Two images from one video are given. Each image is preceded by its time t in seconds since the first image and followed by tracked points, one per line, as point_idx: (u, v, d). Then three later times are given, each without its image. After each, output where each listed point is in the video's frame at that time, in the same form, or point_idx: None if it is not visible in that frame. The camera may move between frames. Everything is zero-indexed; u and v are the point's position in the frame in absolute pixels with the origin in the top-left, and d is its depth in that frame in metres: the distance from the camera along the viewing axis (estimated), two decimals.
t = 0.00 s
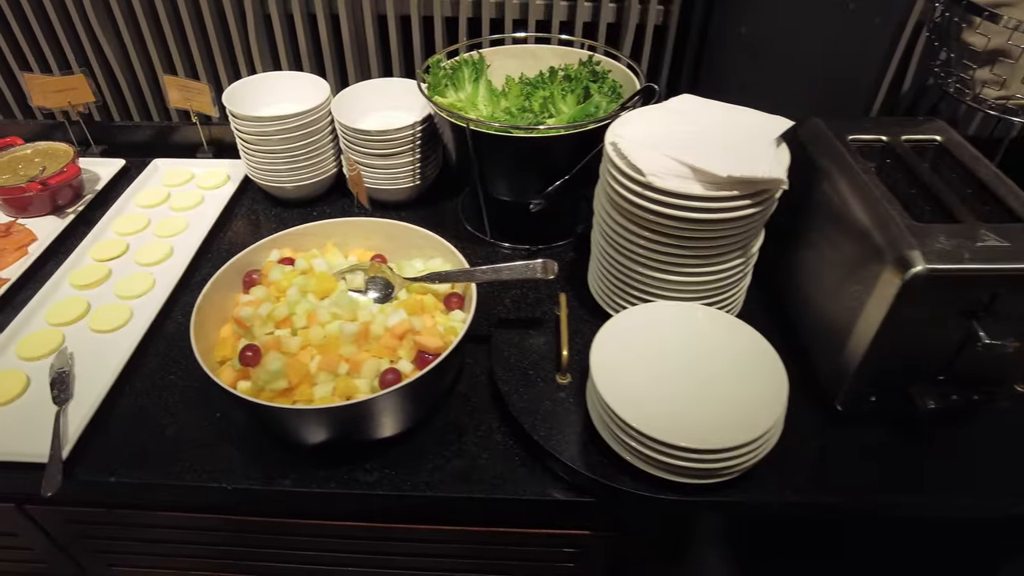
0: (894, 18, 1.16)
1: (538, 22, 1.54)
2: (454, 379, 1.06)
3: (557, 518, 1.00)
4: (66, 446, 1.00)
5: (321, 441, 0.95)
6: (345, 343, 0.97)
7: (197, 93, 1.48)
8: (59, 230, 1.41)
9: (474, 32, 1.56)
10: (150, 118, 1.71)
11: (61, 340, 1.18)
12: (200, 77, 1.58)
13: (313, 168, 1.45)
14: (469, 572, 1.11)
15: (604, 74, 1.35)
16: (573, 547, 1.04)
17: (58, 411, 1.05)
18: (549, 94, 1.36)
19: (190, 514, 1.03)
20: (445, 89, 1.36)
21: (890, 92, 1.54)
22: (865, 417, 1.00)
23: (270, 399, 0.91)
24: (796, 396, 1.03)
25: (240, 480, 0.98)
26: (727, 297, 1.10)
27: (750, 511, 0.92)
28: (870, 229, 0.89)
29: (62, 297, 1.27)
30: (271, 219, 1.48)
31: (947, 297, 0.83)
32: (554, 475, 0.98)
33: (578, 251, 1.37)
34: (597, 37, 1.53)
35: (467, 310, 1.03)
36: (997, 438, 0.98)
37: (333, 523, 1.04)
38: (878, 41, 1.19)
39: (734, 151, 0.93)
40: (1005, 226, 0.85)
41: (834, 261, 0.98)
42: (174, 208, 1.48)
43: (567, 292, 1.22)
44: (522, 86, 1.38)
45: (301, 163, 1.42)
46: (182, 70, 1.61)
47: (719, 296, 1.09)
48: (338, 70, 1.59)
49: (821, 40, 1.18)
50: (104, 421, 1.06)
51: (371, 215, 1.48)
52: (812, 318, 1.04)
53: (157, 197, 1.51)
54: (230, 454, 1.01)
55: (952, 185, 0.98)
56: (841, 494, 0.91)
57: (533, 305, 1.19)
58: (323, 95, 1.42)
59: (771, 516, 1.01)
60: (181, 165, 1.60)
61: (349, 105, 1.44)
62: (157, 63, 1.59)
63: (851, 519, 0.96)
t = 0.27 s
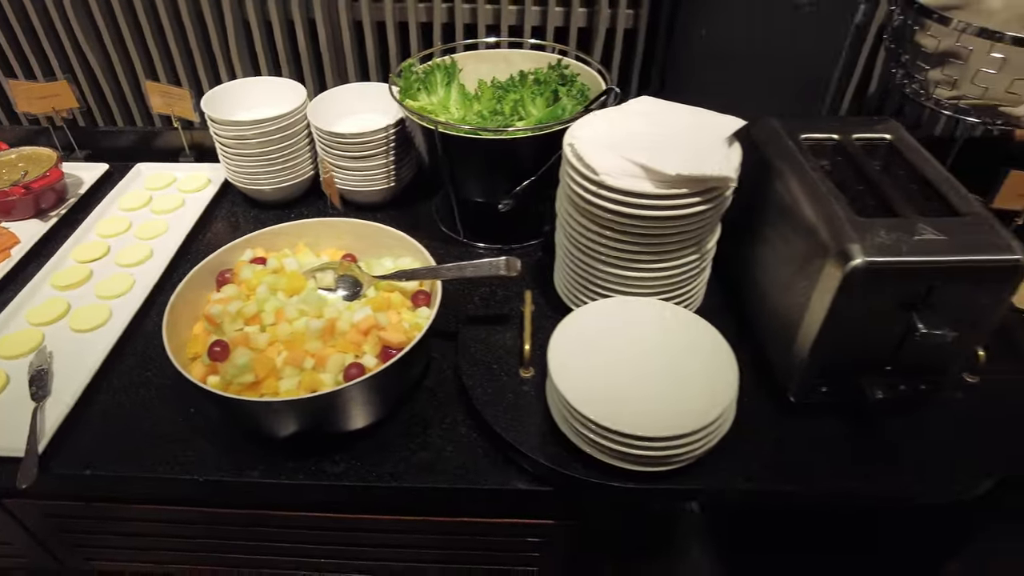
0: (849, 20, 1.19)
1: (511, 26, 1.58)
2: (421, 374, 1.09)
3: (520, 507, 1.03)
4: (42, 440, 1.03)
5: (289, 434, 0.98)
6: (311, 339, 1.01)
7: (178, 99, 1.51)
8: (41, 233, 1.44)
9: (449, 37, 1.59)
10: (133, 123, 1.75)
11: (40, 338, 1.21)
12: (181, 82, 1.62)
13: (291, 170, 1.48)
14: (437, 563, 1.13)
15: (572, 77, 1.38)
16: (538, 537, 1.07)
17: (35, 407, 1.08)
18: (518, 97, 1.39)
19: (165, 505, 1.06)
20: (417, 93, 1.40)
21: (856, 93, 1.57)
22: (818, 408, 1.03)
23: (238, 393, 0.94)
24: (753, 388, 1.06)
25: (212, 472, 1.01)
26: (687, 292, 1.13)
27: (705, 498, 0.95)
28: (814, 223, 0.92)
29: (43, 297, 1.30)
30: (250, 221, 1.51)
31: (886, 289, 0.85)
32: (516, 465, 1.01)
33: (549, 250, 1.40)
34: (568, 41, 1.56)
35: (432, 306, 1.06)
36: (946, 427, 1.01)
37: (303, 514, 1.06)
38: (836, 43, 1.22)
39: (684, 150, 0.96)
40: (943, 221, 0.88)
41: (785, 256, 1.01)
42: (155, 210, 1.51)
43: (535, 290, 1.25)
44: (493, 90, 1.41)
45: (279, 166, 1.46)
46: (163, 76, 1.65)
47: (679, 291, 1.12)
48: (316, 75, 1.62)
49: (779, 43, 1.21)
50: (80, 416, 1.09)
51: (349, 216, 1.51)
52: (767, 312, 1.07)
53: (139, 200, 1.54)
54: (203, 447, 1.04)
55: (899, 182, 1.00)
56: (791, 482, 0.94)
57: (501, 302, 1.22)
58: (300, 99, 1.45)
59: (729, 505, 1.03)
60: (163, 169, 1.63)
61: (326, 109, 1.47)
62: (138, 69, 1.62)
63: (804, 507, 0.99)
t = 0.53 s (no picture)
0: (789, 24, 1.22)
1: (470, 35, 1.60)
2: (376, 379, 1.11)
3: (474, 508, 1.04)
4: None
5: (243, 441, 1.00)
6: (263, 347, 1.03)
7: (140, 112, 1.53)
8: (5, 247, 1.45)
9: (408, 47, 1.62)
10: (100, 138, 1.76)
11: None
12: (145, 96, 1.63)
13: (253, 181, 1.50)
14: (397, 565, 1.15)
15: (527, 85, 1.41)
16: (494, 537, 1.09)
17: None
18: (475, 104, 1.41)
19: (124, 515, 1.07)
20: (375, 102, 1.41)
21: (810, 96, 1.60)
22: (764, 403, 1.05)
23: (190, 401, 0.96)
24: (701, 385, 1.08)
25: (168, 480, 1.02)
26: (636, 292, 1.16)
27: (652, 494, 0.97)
28: (749, 221, 0.94)
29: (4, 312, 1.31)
30: (214, 233, 1.52)
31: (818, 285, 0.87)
32: (469, 467, 1.03)
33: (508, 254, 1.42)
34: (526, 49, 1.58)
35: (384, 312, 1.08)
36: (886, 419, 1.03)
37: (262, 520, 1.08)
38: (779, 47, 1.25)
39: (621, 155, 0.99)
40: (873, 217, 0.90)
41: (727, 255, 1.03)
42: (119, 223, 1.52)
43: (492, 295, 1.28)
44: (451, 99, 1.44)
45: (241, 177, 1.47)
46: (128, 90, 1.66)
47: (627, 291, 1.15)
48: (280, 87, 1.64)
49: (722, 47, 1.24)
50: (38, 428, 1.10)
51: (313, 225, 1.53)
52: (713, 310, 1.09)
53: (104, 213, 1.55)
54: (160, 456, 1.06)
55: (835, 180, 1.02)
56: (734, 476, 0.96)
57: (458, 306, 1.24)
58: (261, 111, 1.47)
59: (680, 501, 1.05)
60: (129, 182, 1.64)
61: (287, 120, 1.49)
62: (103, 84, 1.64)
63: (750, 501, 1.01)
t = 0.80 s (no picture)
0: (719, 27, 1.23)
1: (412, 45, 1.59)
2: (310, 397, 1.09)
3: (411, 526, 1.02)
4: None
5: (170, 465, 0.97)
6: (188, 368, 1.02)
7: (74, 128, 1.50)
8: None
9: (350, 58, 1.60)
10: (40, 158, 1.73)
11: None
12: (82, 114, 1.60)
13: (193, 197, 1.47)
14: None
15: (466, 93, 1.40)
16: (434, 554, 1.07)
17: None
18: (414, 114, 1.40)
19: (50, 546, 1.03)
20: (312, 114, 1.39)
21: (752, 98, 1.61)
22: (701, 407, 1.05)
23: (112, 426, 0.95)
24: (638, 391, 1.07)
25: (93, 509, 0.99)
26: (573, 301, 1.14)
27: (587, 504, 0.95)
28: (673, 225, 0.93)
29: None
30: (154, 251, 1.49)
31: (739, 288, 0.87)
32: (403, 482, 1.01)
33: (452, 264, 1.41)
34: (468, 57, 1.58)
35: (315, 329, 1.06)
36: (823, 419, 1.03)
37: (194, 546, 1.05)
38: (712, 50, 1.25)
39: (544, 162, 0.98)
40: (796, 218, 0.89)
41: (657, 260, 1.02)
42: (55, 245, 1.49)
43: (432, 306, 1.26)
44: (391, 109, 1.43)
45: (180, 194, 1.45)
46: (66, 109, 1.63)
47: (564, 299, 1.13)
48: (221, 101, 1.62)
49: (655, 52, 1.24)
50: None
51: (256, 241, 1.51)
52: (649, 316, 1.08)
53: (40, 234, 1.51)
54: (85, 484, 1.02)
55: (763, 181, 1.02)
56: (669, 482, 0.95)
57: (397, 319, 1.23)
58: (199, 126, 1.45)
59: (620, 509, 1.04)
60: (67, 202, 1.61)
61: (225, 135, 1.47)
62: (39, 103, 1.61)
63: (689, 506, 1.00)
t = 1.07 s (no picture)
0: (643, 41, 1.22)
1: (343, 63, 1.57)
2: (230, 430, 1.06)
3: (335, 558, 1.00)
4: None
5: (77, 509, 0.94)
6: (98, 406, 0.99)
7: None
8: None
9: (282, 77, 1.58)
10: None
11: None
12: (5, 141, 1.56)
13: (122, 224, 1.43)
14: None
15: (395, 110, 1.38)
16: None
17: None
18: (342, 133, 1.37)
19: None
20: (239, 136, 1.37)
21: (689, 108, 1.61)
22: (627, 427, 1.03)
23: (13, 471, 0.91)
24: (565, 412, 1.06)
25: None
26: (499, 323, 1.12)
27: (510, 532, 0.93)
28: (587, 246, 0.92)
29: None
30: (81, 280, 1.45)
31: (648, 309, 0.86)
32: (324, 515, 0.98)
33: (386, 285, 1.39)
34: (401, 73, 1.56)
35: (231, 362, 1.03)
36: (749, 434, 1.02)
37: None
38: (636, 63, 1.25)
39: (456, 185, 0.96)
40: (707, 235, 0.88)
41: (577, 280, 1.00)
42: None
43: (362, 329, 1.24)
44: (320, 128, 1.40)
45: (107, 221, 1.41)
46: None
47: (490, 322, 1.11)
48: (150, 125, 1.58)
49: (579, 67, 1.24)
50: None
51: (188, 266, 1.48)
52: (574, 336, 1.07)
53: None
54: None
55: (680, 197, 1.01)
56: (592, 506, 0.94)
57: (323, 344, 1.21)
58: (123, 151, 1.41)
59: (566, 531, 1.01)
60: None
61: (151, 160, 1.43)
62: None
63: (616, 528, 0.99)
